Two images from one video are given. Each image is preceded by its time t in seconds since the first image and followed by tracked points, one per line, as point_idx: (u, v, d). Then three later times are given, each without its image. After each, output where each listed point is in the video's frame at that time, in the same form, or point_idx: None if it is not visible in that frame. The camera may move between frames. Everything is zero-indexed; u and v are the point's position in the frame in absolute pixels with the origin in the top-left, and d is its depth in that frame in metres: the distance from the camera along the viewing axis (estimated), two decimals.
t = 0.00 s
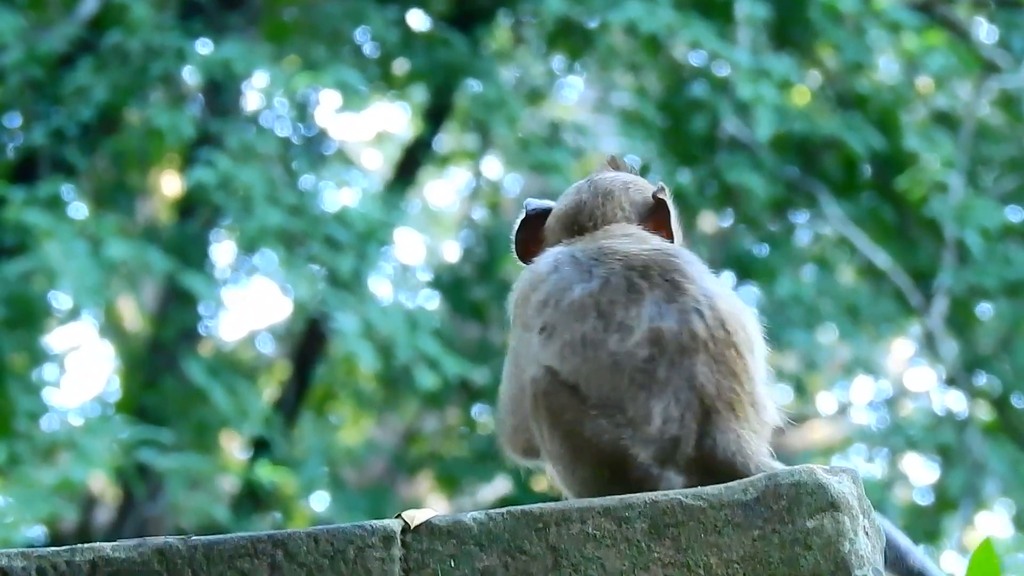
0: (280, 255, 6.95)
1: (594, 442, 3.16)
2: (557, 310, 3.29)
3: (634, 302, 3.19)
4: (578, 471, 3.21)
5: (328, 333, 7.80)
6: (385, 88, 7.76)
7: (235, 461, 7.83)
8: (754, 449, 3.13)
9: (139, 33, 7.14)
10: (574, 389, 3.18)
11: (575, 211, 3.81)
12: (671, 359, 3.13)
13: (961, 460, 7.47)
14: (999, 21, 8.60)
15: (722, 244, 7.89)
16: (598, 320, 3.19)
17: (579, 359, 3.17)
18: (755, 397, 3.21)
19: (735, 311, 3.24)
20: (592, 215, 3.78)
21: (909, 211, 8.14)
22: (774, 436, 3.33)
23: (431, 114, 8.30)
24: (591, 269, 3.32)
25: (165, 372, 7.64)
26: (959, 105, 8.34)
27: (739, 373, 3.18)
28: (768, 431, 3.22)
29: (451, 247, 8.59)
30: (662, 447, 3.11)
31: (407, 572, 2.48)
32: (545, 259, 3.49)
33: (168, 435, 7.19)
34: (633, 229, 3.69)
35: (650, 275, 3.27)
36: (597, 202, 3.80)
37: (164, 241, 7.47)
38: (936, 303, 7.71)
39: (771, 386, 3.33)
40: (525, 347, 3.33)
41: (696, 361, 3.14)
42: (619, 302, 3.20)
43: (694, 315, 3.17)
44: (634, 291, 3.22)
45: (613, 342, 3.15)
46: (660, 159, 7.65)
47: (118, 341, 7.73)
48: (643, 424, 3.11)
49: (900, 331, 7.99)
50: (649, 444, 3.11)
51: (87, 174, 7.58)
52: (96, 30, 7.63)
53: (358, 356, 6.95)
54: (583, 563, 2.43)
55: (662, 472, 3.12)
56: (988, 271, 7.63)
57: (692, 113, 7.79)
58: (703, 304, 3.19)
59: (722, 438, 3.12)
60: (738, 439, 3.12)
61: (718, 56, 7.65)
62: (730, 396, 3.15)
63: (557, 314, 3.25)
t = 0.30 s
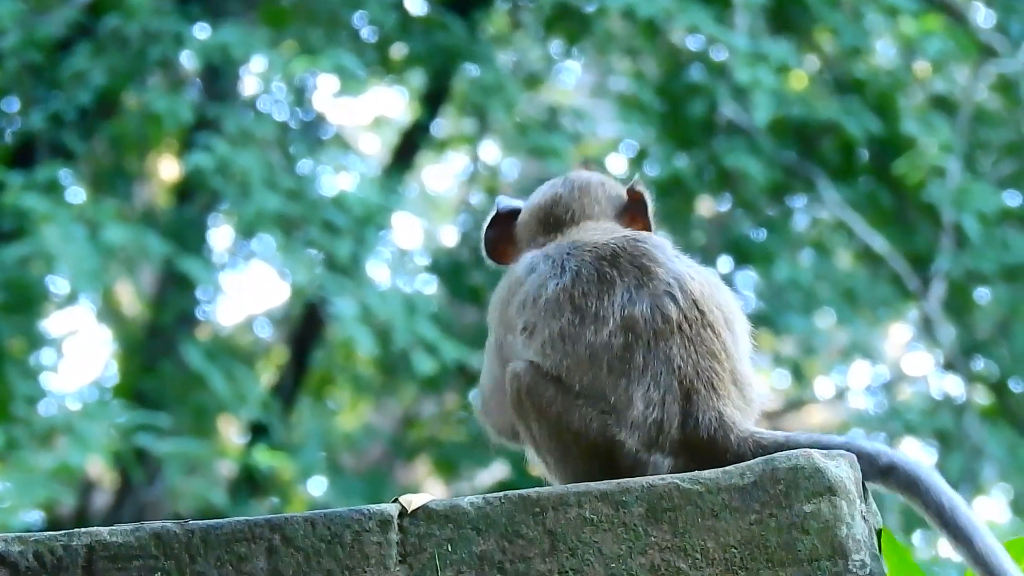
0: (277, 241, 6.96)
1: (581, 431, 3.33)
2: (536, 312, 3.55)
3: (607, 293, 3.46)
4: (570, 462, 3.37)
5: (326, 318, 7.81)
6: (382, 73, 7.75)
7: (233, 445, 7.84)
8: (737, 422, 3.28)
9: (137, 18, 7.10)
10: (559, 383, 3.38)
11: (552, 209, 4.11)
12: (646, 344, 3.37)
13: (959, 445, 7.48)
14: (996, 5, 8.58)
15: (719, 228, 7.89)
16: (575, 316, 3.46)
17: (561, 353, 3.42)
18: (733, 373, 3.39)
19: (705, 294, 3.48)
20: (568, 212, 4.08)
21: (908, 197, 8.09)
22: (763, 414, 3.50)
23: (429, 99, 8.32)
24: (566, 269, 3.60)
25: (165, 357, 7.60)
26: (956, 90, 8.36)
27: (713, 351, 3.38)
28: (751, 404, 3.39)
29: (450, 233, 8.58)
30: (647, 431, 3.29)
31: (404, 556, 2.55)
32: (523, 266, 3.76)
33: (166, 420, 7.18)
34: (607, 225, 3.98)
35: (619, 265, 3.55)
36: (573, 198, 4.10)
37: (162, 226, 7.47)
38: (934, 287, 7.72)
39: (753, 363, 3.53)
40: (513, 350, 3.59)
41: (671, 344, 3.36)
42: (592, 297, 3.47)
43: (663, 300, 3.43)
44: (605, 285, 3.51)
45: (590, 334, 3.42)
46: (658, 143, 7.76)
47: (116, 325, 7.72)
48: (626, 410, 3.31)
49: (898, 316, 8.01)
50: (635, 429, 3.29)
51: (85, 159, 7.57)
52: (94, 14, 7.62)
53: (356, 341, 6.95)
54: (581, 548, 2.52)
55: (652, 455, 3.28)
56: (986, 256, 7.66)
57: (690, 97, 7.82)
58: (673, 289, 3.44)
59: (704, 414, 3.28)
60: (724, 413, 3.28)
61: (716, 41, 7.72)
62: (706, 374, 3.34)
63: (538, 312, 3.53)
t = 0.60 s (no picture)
0: (274, 229, 6.93)
1: (566, 409, 3.37)
2: (529, 307, 3.63)
3: (592, 280, 3.54)
4: (558, 441, 3.41)
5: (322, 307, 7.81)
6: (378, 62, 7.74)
7: (229, 435, 7.84)
8: (718, 401, 3.32)
9: (133, 7, 7.08)
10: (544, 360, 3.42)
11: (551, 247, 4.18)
12: (629, 323, 3.42)
13: (955, 434, 7.50)
14: None
15: (715, 216, 7.93)
16: (560, 302, 3.52)
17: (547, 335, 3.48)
18: (718, 355, 3.43)
19: (690, 280, 3.53)
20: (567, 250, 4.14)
21: (904, 185, 8.10)
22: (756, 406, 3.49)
23: (426, 88, 8.33)
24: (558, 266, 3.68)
25: (161, 346, 7.58)
26: (952, 78, 8.38)
27: (697, 332, 3.43)
28: (737, 385, 3.43)
29: (446, 221, 8.65)
30: (630, 407, 3.33)
31: (401, 544, 2.53)
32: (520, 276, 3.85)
33: (163, 410, 7.17)
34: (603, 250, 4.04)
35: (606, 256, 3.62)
36: (573, 239, 4.17)
37: (159, 215, 7.46)
38: (931, 275, 7.69)
39: (743, 348, 3.56)
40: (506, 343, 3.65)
41: (653, 324, 3.41)
42: (577, 283, 3.54)
43: (646, 283, 3.49)
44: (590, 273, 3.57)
45: (574, 315, 3.48)
46: (655, 133, 7.84)
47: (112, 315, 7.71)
48: (609, 390, 3.35)
49: (894, 304, 8.04)
50: (618, 406, 3.33)
51: (82, 148, 7.55)
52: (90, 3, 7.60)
53: (353, 330, 6.95)
54: (578, 536, 2.51)
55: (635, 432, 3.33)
56: (983, 244, 7.61)
57: (686, 86, 7.81)
58: (656, 274, 3.50)
59: (685, 392, 3.33)
60: (706, 392, 3.33)
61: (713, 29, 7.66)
62: (689, 353, 3.38)
63: (530, 306, 3.61)
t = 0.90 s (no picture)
0: (271, 224, 6.92)
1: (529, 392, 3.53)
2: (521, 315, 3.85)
3: (570, 278, 3.76)
4: (523, 429, 3.55)
5: (319, 301, 7.81)
6: (376, 57, 7.78)
7: (226, 429, 7.83)
8: (664, 372, 3.42)
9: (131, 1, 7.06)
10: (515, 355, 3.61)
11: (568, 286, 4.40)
12: (588, 305, 3.59)
13: (953, 428, 7.51)
14: None
15: (713, 211, 7.96)
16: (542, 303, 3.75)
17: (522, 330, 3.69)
18: (674, 336, 3.56)
19: (657, 270, 3.70)
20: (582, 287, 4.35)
21: (901, 179, 8.11)
22: (719, 389, 3.58)
23: (423, 82, 8.33)
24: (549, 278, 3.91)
25: (159, 340, 7.61)
26: (951, 73, 8.33)
27: (654, 312, 3.57)
28: (694, 366, 3.56)
29: (443, 216, 8.76)
30: (579, 378, 3.46)
31: (398, 539, 2.56)
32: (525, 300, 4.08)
33: (160, 405, 7.16)
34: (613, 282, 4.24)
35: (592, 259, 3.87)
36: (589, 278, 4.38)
37: (156, 210, 7.45)
38: (928, 271, 7.76)
39: (710, 337, 3.67)
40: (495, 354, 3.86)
41: (610, 302, 3.58)
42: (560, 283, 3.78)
43: (611, 271, 3.68)
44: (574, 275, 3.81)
45: (547, 311, 3.68)
46: (653, 127, 7.79)
47: (109, 309, 7.70)
48: (558, 359, 3.51)
49: (892, 299, 8.03)
50: (563, 376, 3.47)
51: (79, 142, 7.54)
52: None
53: (351, 325, 6.95)
54: (576, 531, 2.54)
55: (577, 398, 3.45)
56: (980, 239, 7.60)
57: (683, 81, 7.80)
58: (622, 262, 3.70)
59: (630, 359, 3.45)
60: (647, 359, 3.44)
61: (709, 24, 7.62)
62: (642, 328, 3.52)
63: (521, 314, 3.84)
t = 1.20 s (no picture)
0: (266, 225, 6.87)
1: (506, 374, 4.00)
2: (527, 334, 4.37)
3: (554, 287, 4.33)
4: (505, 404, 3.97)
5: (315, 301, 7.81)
6: (372, 58, 7.82)
7: (222, 430, 7.82)
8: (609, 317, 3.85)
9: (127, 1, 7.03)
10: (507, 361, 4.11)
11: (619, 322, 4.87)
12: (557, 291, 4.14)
13: (949, 430, 7.53)
14: None
15: (708, 211, 7.96)
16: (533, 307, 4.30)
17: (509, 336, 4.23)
18: (630, 304, 4.07)
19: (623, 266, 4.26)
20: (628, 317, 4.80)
21: (897, 179, 8.11)
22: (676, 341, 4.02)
23: (419, 83, 8.33)
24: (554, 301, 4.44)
25: (155, 340, 7.59)
26: (946, 75, 8.37)
27: (615, 288, 4.11)
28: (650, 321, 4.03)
29: (439, 216, 8.81)
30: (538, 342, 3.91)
31: (394, 539, 2.46)
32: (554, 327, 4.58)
33: (156, 405, 7.15)
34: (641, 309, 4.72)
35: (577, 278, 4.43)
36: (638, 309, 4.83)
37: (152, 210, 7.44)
38: (924, 271, 7.74)
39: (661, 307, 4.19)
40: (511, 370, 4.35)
41: (575, 283, 4.13)
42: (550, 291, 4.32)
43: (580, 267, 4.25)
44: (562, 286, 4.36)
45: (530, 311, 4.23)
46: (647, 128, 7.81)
47: (105, 309, 7.69)
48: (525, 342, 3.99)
49: (888, 301, 7.94)
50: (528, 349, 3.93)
51: (75, 142, 7.53)
52: None
53: (347, 325, 6.94)
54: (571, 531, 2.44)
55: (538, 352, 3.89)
56: (976, 240, 7.63)
57: (680, 81, 7.78)
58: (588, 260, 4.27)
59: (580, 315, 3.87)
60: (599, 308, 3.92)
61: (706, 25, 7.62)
62: (598, 294, 4.06)
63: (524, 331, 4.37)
